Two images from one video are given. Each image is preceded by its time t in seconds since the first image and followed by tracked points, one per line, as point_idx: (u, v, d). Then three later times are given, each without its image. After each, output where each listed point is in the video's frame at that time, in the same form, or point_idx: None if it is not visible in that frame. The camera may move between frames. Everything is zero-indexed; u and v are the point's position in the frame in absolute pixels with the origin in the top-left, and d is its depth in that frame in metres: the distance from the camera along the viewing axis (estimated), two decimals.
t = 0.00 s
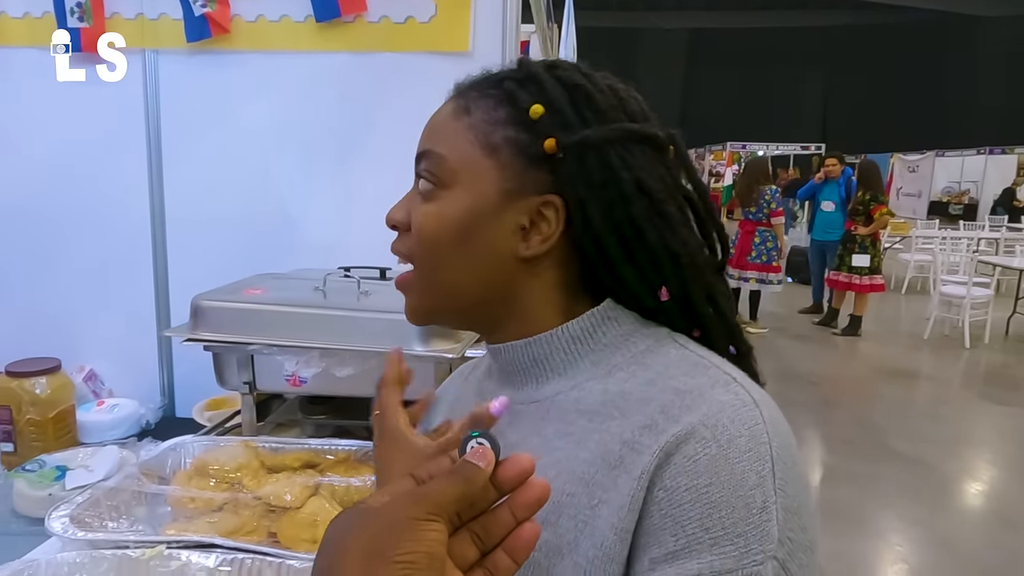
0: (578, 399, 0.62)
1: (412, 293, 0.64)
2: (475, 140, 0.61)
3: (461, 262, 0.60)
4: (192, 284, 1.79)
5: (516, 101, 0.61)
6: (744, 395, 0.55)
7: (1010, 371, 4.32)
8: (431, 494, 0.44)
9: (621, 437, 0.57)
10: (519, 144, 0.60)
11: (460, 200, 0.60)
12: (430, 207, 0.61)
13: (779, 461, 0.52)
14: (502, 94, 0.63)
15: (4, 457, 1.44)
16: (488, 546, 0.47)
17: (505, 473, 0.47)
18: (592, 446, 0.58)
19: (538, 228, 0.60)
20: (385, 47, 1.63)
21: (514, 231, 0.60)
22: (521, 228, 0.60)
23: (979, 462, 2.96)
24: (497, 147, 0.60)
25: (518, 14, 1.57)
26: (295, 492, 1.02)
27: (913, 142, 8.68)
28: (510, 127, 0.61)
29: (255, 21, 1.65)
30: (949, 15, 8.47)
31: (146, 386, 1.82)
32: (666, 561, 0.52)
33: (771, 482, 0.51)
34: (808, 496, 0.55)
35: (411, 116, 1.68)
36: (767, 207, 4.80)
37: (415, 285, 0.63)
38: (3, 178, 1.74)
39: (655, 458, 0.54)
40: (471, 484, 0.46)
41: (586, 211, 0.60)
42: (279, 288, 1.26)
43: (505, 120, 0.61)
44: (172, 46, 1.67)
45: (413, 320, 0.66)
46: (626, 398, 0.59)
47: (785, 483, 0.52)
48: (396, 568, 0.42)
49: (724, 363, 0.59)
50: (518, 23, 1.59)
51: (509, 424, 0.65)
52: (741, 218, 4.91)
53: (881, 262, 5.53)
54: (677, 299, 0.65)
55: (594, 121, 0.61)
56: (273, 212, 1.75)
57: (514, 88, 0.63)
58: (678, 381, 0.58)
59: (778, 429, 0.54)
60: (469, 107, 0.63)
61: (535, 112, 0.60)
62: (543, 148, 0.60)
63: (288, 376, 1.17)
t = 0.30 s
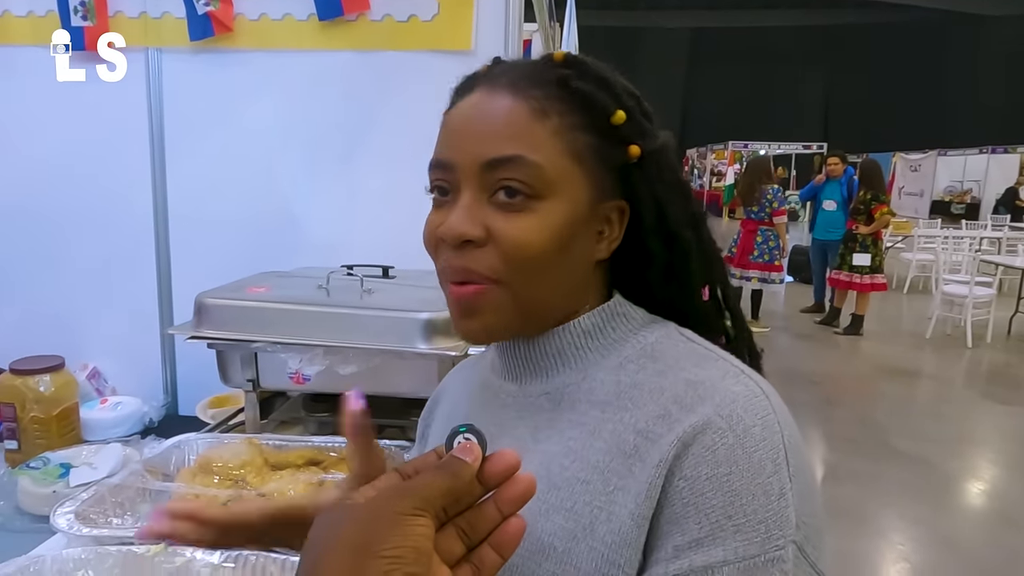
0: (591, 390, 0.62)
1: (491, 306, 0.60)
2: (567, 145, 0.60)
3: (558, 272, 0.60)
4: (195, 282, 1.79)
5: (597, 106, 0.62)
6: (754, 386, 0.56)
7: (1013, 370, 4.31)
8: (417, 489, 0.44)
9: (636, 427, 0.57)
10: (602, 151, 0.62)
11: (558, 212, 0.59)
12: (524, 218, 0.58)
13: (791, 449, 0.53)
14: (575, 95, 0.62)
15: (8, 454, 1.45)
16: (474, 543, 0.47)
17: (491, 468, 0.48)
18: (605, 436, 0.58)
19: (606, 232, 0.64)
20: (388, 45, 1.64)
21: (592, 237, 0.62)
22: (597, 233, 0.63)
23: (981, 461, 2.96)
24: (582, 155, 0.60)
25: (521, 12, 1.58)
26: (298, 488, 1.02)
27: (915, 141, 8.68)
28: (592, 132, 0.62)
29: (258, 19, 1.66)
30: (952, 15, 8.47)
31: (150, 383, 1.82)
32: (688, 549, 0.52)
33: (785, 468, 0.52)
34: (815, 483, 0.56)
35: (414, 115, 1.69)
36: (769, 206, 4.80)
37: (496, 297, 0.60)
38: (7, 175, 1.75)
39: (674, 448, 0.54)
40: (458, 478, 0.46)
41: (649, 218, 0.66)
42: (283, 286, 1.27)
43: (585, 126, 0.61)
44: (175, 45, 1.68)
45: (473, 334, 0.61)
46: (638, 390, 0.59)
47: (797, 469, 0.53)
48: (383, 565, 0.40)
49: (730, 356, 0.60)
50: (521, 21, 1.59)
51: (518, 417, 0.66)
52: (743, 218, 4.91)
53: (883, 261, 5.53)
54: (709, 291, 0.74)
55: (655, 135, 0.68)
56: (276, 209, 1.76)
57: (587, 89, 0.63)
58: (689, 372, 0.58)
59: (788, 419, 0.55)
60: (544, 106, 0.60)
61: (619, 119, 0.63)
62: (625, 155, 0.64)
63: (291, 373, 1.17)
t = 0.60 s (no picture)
0: (583, 382, 0.62)
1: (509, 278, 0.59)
2: (586, 136, 0.62)
3: (572, 253, 0.60)
4: (197, 280, 1.79)
5: (613, 109, 0.65)
6: (741, 372, 0.56)
7: (1014, 370, 4.31)
8: (411, 496, 0.45)
9: (627, 417, 0.57)
10: (614, 151, 0.65)
11: (576, 192, 0.60)
12: (546, 192, 0.58)
13: (779, 431, 0.53)
14: (594, 97, 0.65)
15: (11, 451, 1.45)
16: (468, 549, 0.47)
17: (484, 476, 0.48)
18: (598, 427, 0.58)
19: (608, 228, 0.65)
20: (390, 44, 1.64)
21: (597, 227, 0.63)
22: (601, 227, 0.64)
23: (982, 460, 2.96)
24: (598, 151, 0.63)
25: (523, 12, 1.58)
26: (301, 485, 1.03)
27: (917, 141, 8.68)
28: (608, 133, 0.64)
29: (260, 17, 1.66)
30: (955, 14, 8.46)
31: (152, 380, 1.83)
32: (684, 534, 0.51)
33: (775, 451, 0.52)
34: (806, 466, 0.56)
35: (415, 113, 1.69)
36: (771, 205, 4.80)
37: (514, 269, 0.59)
38: (10, 173, 1.75)
39: (666, 436, 0.54)
40: (451, 485, 0.46)
41: (643, 223, 0.70)
42: (286, 283, 1.27)
43: (601, 124, 0.64)
44: (177, 43, 1.68)
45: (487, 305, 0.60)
46: (629, 380, 0.59)
47: (787, 451, 0.53)
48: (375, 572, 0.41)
49: (717, 344, 0.60)
50: (523, 20, 1.59)
51: (510, 413, 0.65)
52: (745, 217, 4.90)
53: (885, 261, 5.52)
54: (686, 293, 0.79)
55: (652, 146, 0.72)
56: (278, 207, 1.76)
57: (605, 93, 0.65)
58: (678, 360, 0.58)
59: (775, 404, 0.56)
60: (569, 97, 0.62)
61: (629, 125, 0.67)
62: (631, 160, 0.67)
63: (294, 370, 1.18)
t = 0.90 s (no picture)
0: (574, 387, 0.60)
1: (530, 238, 0.56)
2: (587, 135, 0.63)
3: (585, 232, 0.59)
4: (199, 278, 1.79)
5: (602, 117, 0.66)
6: (733, 376, 0.54)
7: (1016, 370, 4.30)
8: (414, 509, 0.44)
9: (621, 425, 0.55)
10: (606, 156, 0.66)
11: (588, 174, 0.60)
12: (564, 168, 0.59)
13: (774, 435, 0.51)
14: (587, 106, 0.66)
15: (13, 450, 1.44)
16: (474, 563, 0.45)
17: (489, 485, 0.45)
18: (590, 437, 0.56)
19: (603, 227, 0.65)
20: (392, 42, 1.63)
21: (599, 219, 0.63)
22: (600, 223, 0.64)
23: (984, 460, 2.95)
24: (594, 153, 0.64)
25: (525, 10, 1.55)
26: (304, 484, 1.01)
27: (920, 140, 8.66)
28: (601, 138, 0.65)
29: (262, 16, 1.65)
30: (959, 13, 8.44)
31: (154, 379, 1.82)
32: (685, 544, 0.49)
33: (771, 456, 0.50)
34: (803, 469, 0.54)
35: (416, 113, 1.68)
36: (773, 205, 4.79)
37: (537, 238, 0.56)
38: (12, 170, 1.75)
39: (660, 445, 0.52)
40: (455, 496, 0.45)
41: (632, 227, 0.70)
42: (288, 282, 1.27)
43: (594, 129, 0.65)
44: (179, 41, 1.67)
45: (505, 270, 0.56)
46: (621, 386, 0.57)
47: (784, 456, 0.51)
48: None
49: (708, 346, 0.58)
50: (526, 18, 1.56)
51: (503, 417, 0.64)
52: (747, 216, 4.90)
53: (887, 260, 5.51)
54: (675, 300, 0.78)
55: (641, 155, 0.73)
56: (280, 205, 1.76)
57: (596, 104, 0.67)
58: (670, 366, 0.56)
59: (768, 408, 0.53)
60: (568, 99, 0.64)
61: (617, 134, 0.67)
62: (621, 166, 0.68)
63: (296, 369, 1.17)
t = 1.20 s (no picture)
0: (561, 392, 0.57)
1: (539, 252, 0.54)
2: (598, 144, 0.61)
3: (590, 242, 0.57)
4: (203, 277, 1.79)
5: (613, 126, 0.65)
6: (712, 387, 0.51)
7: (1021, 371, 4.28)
8: (418, 510, 0.43)
9: (602, 432, 0.52)
10: (614, 164, 0.64)
11: (597, 185, 0.58)
12: (574, 180, 0.57)
13: (757, 441, 0.49)
14: (599, 115, 0.65)
15: (18, 449, 1.45)
16: (477, 564, 0.43)
17: (494, 487, 0.44)
18: (564, 443, 0.54)
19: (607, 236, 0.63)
20: (398, 42, 1.63)
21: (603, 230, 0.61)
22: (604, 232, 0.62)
23: (989, 461, 2.94)
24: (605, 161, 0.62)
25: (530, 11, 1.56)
26: (310, 485, 1.02)
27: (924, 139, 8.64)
28: (611, 147, 0.64)
29: (268, 16, 1.66)
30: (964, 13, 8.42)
31: (158, 378, 1.83)
32: (686, 562, 0.46)
33: (758, 466, 0.47)
34: (795, 470, 0.51)
35: (421, 113, 1.68)
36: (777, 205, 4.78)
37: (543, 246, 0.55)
38: (18, 168, 1.75)
39: (641, 457, 0.49)
40: (459, 497, 0.43)
41: (636, 234, 0.68)
42: (293, 282, 1.27)
43: (605, 138, 0.63)
44: (185, 41, 1.68)
45: (513, 279, 0.55)
46: (604, 391, 0.54)
47: (773, 464, 0.48)
48: None
49: (693, 352, 0.55)
50: (531, 19, 1.57)
51: (494, 420, 0.61)
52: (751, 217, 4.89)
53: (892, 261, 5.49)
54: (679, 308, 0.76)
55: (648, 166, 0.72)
56: (285, 205, 1.76)
57: (609, 113, 0.66)
58: (650, 373, 0.53)
59: (750, 417, 0.50)
60: (582, 109, 0.63)
61: (626, 144, 0.66)
62: (627, 176, 0.67)
63: (302, 369, 1.17)
